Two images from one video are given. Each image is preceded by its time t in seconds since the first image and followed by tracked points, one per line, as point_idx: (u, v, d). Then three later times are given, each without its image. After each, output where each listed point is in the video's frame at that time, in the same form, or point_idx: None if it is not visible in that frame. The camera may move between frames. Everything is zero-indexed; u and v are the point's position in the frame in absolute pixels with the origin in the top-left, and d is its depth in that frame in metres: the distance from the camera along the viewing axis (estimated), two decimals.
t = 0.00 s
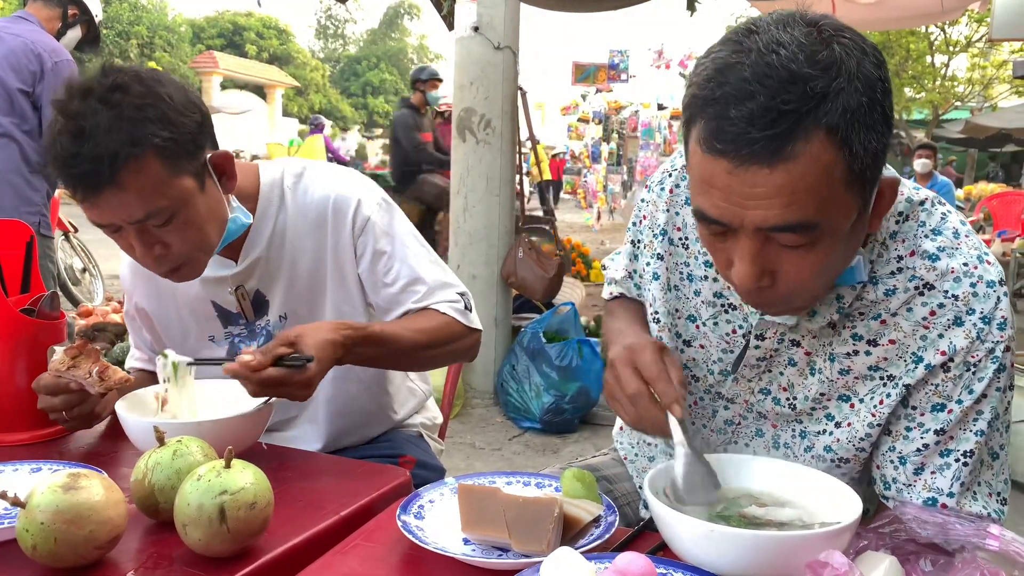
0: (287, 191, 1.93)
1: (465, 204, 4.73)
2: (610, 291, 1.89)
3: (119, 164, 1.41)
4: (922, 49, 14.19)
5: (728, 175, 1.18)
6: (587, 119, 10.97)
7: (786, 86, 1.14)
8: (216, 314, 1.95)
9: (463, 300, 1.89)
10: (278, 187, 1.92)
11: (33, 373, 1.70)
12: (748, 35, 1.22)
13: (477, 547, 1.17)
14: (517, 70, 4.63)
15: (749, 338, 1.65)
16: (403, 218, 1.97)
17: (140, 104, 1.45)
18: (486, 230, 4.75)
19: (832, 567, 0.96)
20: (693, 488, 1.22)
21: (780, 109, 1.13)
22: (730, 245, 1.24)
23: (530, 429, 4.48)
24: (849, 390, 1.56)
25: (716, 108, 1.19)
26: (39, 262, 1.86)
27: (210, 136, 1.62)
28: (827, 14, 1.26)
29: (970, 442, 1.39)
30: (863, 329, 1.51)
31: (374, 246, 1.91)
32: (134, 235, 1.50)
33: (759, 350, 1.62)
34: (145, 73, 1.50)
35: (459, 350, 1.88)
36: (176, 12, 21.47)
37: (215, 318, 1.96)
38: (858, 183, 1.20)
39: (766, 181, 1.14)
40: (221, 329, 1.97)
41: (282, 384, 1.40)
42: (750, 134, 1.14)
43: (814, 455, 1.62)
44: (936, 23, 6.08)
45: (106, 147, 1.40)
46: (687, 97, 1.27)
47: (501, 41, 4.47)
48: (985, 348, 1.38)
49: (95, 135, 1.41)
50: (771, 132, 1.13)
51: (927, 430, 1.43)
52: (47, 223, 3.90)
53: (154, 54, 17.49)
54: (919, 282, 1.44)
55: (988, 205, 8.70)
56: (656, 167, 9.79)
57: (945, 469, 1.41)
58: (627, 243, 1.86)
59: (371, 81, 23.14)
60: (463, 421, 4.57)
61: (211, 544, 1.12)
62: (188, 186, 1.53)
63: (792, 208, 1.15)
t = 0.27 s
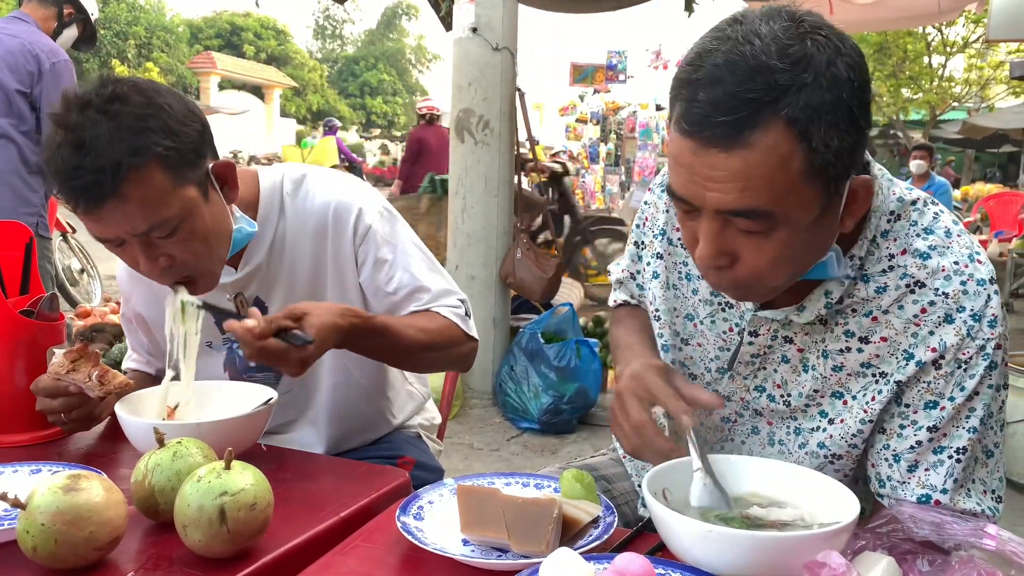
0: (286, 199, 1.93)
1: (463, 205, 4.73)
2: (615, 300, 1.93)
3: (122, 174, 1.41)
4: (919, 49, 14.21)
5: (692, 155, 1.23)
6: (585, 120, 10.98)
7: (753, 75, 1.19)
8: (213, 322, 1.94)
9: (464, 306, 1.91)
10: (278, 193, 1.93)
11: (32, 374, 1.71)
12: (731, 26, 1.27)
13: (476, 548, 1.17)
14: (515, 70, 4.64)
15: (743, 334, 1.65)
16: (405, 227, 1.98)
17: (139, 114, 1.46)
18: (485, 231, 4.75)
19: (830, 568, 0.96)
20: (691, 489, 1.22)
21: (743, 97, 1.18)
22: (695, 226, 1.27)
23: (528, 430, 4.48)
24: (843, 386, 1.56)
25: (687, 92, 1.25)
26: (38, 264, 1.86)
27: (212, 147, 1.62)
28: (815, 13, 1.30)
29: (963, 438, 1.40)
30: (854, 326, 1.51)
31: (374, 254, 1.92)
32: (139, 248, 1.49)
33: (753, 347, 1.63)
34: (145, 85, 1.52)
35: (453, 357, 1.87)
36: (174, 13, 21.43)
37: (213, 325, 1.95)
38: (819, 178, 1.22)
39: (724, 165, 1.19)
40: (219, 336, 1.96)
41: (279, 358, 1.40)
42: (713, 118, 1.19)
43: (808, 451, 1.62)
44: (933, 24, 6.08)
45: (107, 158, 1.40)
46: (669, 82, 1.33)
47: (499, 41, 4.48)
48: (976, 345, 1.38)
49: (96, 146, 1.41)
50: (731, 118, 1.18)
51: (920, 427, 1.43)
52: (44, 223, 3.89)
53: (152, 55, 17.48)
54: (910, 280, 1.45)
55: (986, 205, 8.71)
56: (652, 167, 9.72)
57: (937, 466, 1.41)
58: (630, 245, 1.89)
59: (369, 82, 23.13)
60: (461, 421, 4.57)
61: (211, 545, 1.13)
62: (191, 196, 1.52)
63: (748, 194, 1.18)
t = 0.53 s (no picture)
0: (292, 204, 1.94)
1: (461, 205, 4.74)
2: (608, 311, 1.93)
3: (125, 182, 1.41)
4: (917, 50, 14.22)
5: (674, 158, 1.24)
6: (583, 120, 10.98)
7: (732, 79, 1.20)
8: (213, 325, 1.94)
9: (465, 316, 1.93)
10: (283, 198, 1.93)
11: (31, 375, 1.71)
12: (713, 29, 1.28)
13: (475, 547, 1.18)
14: (513, 71, 4.65)
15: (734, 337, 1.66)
16: (410, 237, 1.98)
17: (137, 118, 1.45)
18: (482, 231, 4.76)
19: (827, 567, 0.97)
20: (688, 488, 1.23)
21: (723, 101, 1.19)
22: (678, 228, 1.28)
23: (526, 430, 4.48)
24: (833, 387, 1.56)
25: (669, 95, 1.26)
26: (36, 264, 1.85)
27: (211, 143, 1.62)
28: (797, 14, 1.31)
29: (952, 438, 1.40)
30: (843, 326, 1.52)
31: (377, 262, 1.92)
32: (152, 254, 1.50)
33: (743, 349, 1.64)
34: (137, 90, 1.50)
35: (449, 364, 1.88)
36: (172, 13, 21.40)
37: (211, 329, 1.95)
38: (798, 179, 1.23)
39: (705, 167, 1.20)
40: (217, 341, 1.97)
41: (278, 344, 1.44)
42: (693, 120, 1.20)
43: (799, 453, 1.61)
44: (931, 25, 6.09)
45: (109, 165, 1.40)
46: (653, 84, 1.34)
47: (497, 42, 4.49)
48: (963, 344, 1.39)
49: (97, 155, 1.41)
50: (711, 121, 1.19)
51: (909, 427, 1.44)
52: (42, 224, 3.89)
53: (149, 55, 17.46)
54: (897, 281, 1.46)
55: (983, 205, 8.72)
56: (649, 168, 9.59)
57: (927, 466, 1.42)
58: (624, 250, 1.90)
59: (367, 82, 23.12)
60: (460, 421, 4.58)
61: (210, 545, 1.13)
62: (198, 197, 1.52)
63: (727, 197, 1.20)
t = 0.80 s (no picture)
0: (297, 211, 1.94)
1: (460, 206, 4.74)
2: (602, 322, 1.92)
3: (132, 206, 1.38)
4: (915, 50, 14.22)
5: (665, 158, 1.24)
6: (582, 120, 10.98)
7: (723, 79, 1.21)
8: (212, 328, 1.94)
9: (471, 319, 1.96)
10: (288, 204, 1.94)
11: (31, 376, 1.71)
12: (703, 31, 1.30)
13: (474, 547, 1.18)
14: (512, 72, 4.65)
15: (730, 341, 1.67)
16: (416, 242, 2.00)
17: (140, 139, 1.42)
18: (481, 232, 4.76)
19: (825, 566, 0.98)
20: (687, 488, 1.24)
21: (713, 100, 1.20)
22: (671, 230, 1.29)
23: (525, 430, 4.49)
24: (829, 390, 1.57)
25: (660, 96, 1.27)
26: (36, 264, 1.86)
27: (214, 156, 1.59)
28: (786, 17, 1.33)
29: (949, 438, 1.41)
30: (838, 329, 1.53)
31: (383, 268, 1.94)
32: (160, 272, 1.49)
33: (738, 353, 1.64)
34: (137, 108, 1.46)
35: (456, 368, 1.91)
36: (170, 13, 21.37)
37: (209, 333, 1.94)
38: (789, 179, 1.23)
39: (696, 167, 1.20)
40: (214, 344, 1.96)
41: (296, 360, 1.48)
42: (683, 120, 1.21)
43: (797, 456, 1.62)
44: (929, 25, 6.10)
45: (115, 191, 1.37)
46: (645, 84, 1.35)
47: (495, 42, 4.49)
48: (957, 345, 1.41)
49: (102, 181, 1.38)
50: (702, 120, 1.19)
51: (905, 428, 1.45)
52: (40, 225, 3.89)
53: (147, 55, 17.43)
54: (890, 283, 1.47)
55: (980, 205, 8.73)
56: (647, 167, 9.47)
57: (924, 466, 1.43)
58: (618, 259, 1.90)
59: (365, 82, 23.12)
60: (458, 421, 4.59)
61: (211, 545, 1.14)
62: (204, 215, 1.50)
63: (718, 198, 1.20)
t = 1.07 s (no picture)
0: (300, 215, 1.95)
1: (459, 207, 4.74)
2: (602, 323, 1.92)
3: (136, 229, 1.38)
4: (913, 50, 14.23)
5: (675, 157, 1.24)
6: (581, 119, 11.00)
7: (736, 79, 1.21)
8: (213, 329, 1.93)
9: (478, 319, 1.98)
10: (292, 209, 1.94)
11: (32, 378, 1.71)
12: (717, 31, 1.29)
13: (475, 549, 1.19)
14: (511, 72, 4.65)
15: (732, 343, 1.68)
16: (419, 246, 2.03)
17: (150, 161, 1.41)
18: (480, 232, 4.76)
19: (824, 568, 0.98)
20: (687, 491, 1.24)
21: (727, 100, 1.20)
22: (677, 230, 1.29)
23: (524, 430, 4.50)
24: (831, 393, 1.58)
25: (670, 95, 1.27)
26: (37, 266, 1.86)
27: (223, 180, 1.59)
28: (798, 19, 1.33)
29: (949, 442, 1.42)
30: (840, 332, 1.53)
31: (390, 273, 1.95)
32: (155, 287, 1.49)
33: (741, 355, 1.65)
34: (152, 128, 1.46)
35: (466, 370, 1.91)
36: (169, 12, 21.37)
37: (212, 334, 1.93)
38: (797, 184, 1.24)
39: (705, 166, 1.20)
40: (215, 345, 1.94)
41: (329, 348, 1.50)
42: (695, 119, 1.21)
43: (798, 458, 1.62)
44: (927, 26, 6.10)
45: (122, 215, 1.36)
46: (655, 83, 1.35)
47: (494, 43, 4.49)
48: (959, 348, 1.41)
49: (109, 202, 1.37)
50: (714, 119, 1.20)
51: (906, 431, 1.45)
52: (39, 225, 3.89)
53: (146, 54, 17.42)
54: (893, 286, 1.48)
55: (978, 205, 8.74)
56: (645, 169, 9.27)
57: (925, 469, 1.43)
58: (619, 259, 1.91)
59: (364, 81, 23.12)
60: (458, 422, 4.59)
61: (212, 547, 1.14)
62: (206, 239, 1.50)
63: (725, 198, 1.20)
